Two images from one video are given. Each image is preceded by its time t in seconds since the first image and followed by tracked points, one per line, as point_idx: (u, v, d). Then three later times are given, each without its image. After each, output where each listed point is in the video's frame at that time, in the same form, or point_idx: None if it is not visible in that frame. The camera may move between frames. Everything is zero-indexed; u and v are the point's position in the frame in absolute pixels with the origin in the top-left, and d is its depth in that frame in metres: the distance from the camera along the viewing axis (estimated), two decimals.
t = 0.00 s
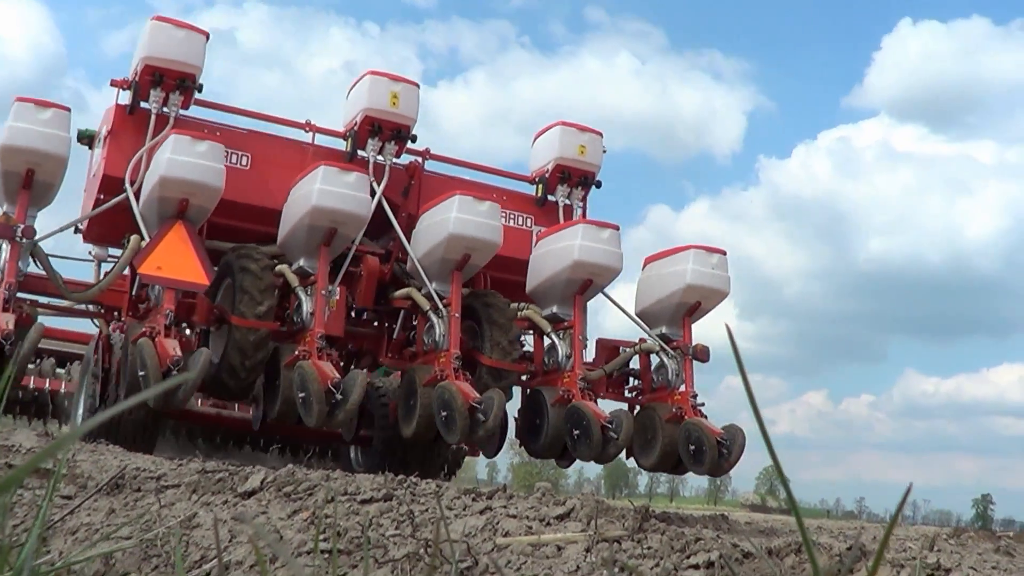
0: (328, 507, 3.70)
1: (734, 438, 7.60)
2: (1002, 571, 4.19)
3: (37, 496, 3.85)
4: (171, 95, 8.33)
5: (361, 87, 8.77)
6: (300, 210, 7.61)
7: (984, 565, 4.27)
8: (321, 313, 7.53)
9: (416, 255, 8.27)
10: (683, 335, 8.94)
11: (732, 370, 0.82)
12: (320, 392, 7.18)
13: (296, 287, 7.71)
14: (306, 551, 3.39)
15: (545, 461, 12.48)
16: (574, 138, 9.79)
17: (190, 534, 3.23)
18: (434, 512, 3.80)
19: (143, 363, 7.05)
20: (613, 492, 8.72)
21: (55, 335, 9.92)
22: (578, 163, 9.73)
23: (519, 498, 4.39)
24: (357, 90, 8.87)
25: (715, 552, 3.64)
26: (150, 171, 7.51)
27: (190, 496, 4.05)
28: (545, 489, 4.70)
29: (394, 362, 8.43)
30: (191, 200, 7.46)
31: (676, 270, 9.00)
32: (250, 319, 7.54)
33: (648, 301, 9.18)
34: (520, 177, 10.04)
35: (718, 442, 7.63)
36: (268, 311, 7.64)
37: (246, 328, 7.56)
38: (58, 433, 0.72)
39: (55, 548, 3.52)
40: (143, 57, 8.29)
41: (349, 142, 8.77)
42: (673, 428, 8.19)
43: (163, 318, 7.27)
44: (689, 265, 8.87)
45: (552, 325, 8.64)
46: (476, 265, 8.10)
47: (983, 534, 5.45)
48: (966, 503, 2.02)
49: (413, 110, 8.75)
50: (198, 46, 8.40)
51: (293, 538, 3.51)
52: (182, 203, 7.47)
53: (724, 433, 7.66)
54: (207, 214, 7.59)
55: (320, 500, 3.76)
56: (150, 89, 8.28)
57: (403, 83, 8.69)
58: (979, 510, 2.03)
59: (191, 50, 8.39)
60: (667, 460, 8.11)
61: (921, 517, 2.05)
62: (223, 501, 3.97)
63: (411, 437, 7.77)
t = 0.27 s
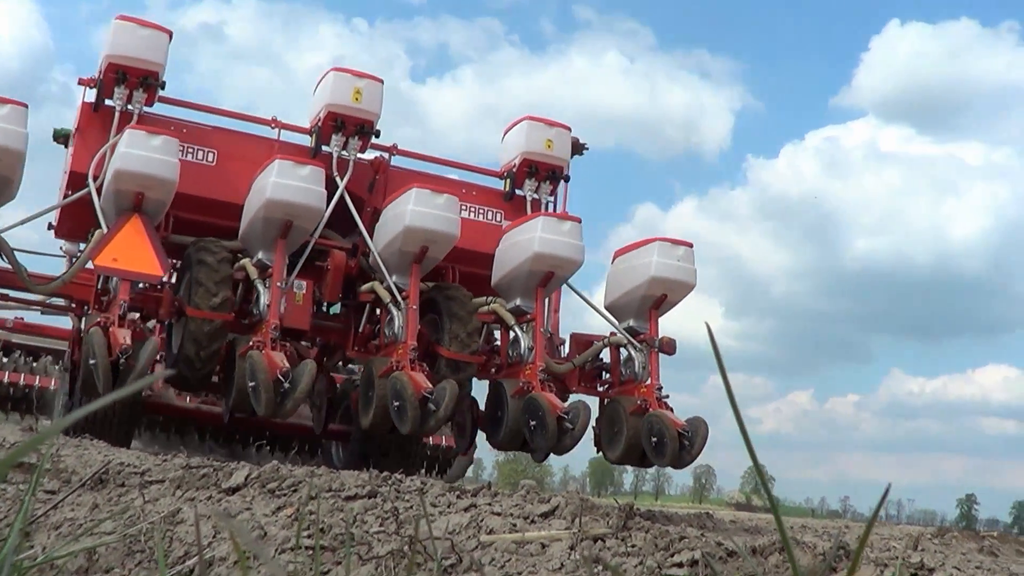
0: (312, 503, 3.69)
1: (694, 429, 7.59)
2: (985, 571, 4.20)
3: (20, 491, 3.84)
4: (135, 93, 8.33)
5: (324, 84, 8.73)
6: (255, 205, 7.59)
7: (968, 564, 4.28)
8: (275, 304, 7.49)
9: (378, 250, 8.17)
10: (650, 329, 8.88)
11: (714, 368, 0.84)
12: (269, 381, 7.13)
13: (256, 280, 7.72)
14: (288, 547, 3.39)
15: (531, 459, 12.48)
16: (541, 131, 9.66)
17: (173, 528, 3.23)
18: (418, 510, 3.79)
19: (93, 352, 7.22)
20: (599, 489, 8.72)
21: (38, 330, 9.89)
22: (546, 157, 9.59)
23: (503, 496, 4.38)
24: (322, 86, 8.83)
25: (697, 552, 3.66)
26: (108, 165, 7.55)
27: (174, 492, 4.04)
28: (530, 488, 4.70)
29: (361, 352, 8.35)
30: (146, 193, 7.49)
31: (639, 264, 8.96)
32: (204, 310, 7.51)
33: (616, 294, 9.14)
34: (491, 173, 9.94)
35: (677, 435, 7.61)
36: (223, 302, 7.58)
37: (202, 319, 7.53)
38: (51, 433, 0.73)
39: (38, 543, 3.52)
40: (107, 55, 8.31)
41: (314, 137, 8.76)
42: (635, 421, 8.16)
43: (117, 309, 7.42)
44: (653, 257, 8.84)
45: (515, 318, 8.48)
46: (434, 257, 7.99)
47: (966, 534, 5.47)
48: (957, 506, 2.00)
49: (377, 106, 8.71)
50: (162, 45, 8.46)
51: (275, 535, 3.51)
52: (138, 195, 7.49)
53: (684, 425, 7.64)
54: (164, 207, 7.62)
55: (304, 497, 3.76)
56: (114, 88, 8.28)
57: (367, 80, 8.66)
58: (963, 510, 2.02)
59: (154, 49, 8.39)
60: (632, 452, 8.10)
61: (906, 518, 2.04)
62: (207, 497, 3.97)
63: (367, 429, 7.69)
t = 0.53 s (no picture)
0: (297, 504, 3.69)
1: (658, 428, 7.58)
2: (970, 571, 4.22)
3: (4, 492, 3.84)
4: (104, 97, 8.31)
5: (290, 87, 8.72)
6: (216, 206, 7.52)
7: (952, 564, 4.29)
8: (235, 304, 7.44)
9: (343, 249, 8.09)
10: (617, 327, 8.82)
11: (700, 375, 0.85)
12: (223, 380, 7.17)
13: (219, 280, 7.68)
14: (273, 548, 3.39)
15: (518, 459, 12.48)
16: (510, 131, 9.58)
17: (161, 528, 3.23)
18: (404, 510, 3.79)
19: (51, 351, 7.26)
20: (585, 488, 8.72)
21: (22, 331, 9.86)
22: (515, 159, 9.52)
23: (489, 496, 4.39)
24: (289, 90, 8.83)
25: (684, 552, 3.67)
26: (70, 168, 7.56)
27: (159, 492, 4.04)
28: (516, 488, 4.70)
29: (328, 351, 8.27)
30: (108, 195, 7.51)
31: (608, 263, 8.91)
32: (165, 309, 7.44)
33: (584, 294, 9.08)
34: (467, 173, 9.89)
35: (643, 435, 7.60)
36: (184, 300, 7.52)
37: (162, 317, 7.47)
38: (29, 428, 0.73)
39: (23, 543, 3.51)
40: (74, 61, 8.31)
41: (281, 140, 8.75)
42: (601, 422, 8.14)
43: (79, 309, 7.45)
44: (621, 256, 8.79)
45: (482, 317, 8.37)
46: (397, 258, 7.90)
47: (951, 534, 5.49)
48: (945, 505, 2.00)
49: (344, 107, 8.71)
50: (129, 50, 8.47)
51: (259, 536, 3.51)
52: (100, 197, 7.52)
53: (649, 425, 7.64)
54: (125, 211, 7.65)
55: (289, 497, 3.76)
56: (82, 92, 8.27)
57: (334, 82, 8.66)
58: (949, 510, 2.02)
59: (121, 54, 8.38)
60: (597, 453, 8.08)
61: (893, 518, 2.03)
62: (192, 497, 3.97)
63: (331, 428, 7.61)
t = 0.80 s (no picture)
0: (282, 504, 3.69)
1: (618, 424, 7.55)
2: (954, 571, 4.23)
3: None
4: (73, 99, 8.29)
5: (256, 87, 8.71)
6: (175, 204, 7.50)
7: (937, 565, 4.29)
8: (195, 298, 7.37)
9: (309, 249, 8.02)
10: (581, 321, 8.78)
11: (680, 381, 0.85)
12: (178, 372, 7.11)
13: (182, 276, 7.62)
14: (257, 548, 3.39)
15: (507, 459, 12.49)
16: (475, 129, 9.44)
17: (145, 527, 3.23)
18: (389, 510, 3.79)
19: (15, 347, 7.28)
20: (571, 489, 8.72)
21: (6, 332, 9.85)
22: (480, 155, 9.38)
23: (474, 496, 4.39)
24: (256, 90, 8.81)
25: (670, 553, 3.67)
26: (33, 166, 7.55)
27: (144, 492, 4.03)
28: (501, 488, 4.70)
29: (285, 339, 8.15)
30: (71, 194, 7.48)
31: (572, 257, 8.85)
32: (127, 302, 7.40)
33: (551, 287, 9.04)
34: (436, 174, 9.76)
35: (604, 430, 7.58)
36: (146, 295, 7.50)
37: (126, 313, 7.42)
38: (6, 424, 0.73)
39: (8, 544, 3.51)
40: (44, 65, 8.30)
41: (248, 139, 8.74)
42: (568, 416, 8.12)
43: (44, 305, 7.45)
44: (582, 249, 8.73)
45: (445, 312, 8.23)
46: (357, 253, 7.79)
47: (935, 535, 5.50)
48: (932, 505, 2.00)
49: (309, 106, 8.69)
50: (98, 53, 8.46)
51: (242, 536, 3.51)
52: (63, 196, 7.49)
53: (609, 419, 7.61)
54: (92, 208, 7.61)
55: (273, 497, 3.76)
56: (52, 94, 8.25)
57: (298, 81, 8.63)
58: (936, 509, 2.02)
59: (90, 57, 8.38)
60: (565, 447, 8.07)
61: (881, 518, 2.03)
62: (177, 497, 3.96)
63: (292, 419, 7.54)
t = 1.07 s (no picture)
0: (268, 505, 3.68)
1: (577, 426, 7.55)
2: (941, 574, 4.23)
3: None
4: (47, 110, 8.28)
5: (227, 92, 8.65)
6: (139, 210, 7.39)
7: (924, 568, 4.30)
8: (159, 302, 7.29)
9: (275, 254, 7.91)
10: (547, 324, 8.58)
11: (668, 376, 0.85)
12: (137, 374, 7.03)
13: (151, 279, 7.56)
14: (242, 550, 3.39)
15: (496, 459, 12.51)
16: (443, 132, 9.22)
17: (133, 529, 3.23)
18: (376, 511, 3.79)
19: None
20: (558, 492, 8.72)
21: None
22: (449, 158, 9.16)
23: (461, 497, 4.39)
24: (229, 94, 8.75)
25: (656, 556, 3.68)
26: None
27: (130, 492, 4.03)
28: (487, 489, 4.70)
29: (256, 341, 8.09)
30: (38, 201, 7.44)
31: (537, 261, 8.67)
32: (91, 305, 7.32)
33: (520, 290, 8.86)
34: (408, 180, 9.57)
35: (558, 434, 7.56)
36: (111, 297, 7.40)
37: (92, 316, 7.35)
38: None
39: None
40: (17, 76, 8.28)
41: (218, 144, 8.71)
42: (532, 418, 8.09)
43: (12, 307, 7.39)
44: (545, 253, 8.54)
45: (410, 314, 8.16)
46: (321, 260, 7.68)
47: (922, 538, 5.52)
48: (919, 509, 2.00)
49: (279, 113, 8.63)
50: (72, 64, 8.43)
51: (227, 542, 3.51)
52: (30, 203, 7.45)
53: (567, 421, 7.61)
54: (60, 213, 7.58)
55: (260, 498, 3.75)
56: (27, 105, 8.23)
57: (265, 88, 8.57)
58: (922, 512, 2.02)
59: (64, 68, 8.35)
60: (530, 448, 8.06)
61: (868, 521, 2.02)
62: (164, 497, 3.96)
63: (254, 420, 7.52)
